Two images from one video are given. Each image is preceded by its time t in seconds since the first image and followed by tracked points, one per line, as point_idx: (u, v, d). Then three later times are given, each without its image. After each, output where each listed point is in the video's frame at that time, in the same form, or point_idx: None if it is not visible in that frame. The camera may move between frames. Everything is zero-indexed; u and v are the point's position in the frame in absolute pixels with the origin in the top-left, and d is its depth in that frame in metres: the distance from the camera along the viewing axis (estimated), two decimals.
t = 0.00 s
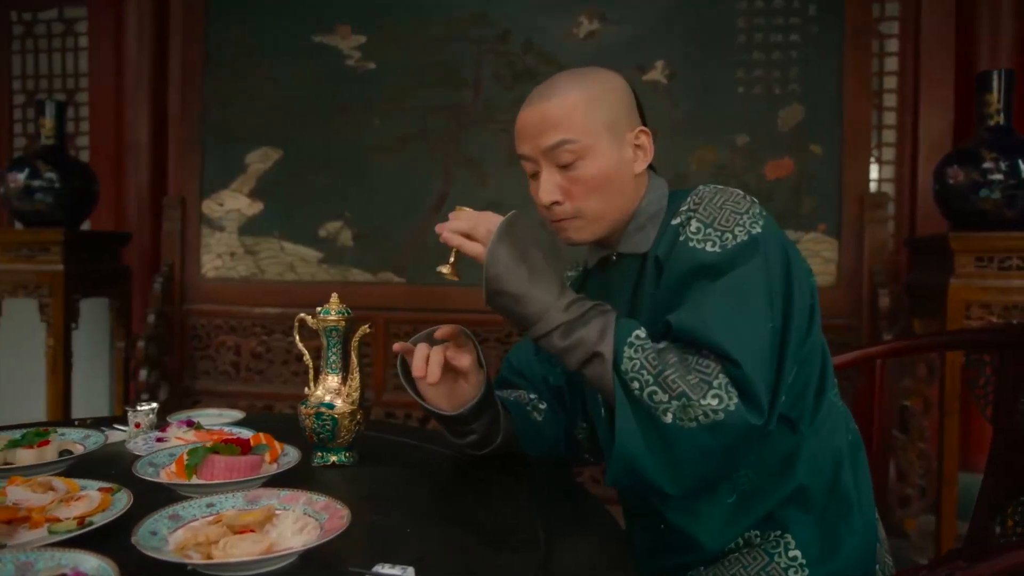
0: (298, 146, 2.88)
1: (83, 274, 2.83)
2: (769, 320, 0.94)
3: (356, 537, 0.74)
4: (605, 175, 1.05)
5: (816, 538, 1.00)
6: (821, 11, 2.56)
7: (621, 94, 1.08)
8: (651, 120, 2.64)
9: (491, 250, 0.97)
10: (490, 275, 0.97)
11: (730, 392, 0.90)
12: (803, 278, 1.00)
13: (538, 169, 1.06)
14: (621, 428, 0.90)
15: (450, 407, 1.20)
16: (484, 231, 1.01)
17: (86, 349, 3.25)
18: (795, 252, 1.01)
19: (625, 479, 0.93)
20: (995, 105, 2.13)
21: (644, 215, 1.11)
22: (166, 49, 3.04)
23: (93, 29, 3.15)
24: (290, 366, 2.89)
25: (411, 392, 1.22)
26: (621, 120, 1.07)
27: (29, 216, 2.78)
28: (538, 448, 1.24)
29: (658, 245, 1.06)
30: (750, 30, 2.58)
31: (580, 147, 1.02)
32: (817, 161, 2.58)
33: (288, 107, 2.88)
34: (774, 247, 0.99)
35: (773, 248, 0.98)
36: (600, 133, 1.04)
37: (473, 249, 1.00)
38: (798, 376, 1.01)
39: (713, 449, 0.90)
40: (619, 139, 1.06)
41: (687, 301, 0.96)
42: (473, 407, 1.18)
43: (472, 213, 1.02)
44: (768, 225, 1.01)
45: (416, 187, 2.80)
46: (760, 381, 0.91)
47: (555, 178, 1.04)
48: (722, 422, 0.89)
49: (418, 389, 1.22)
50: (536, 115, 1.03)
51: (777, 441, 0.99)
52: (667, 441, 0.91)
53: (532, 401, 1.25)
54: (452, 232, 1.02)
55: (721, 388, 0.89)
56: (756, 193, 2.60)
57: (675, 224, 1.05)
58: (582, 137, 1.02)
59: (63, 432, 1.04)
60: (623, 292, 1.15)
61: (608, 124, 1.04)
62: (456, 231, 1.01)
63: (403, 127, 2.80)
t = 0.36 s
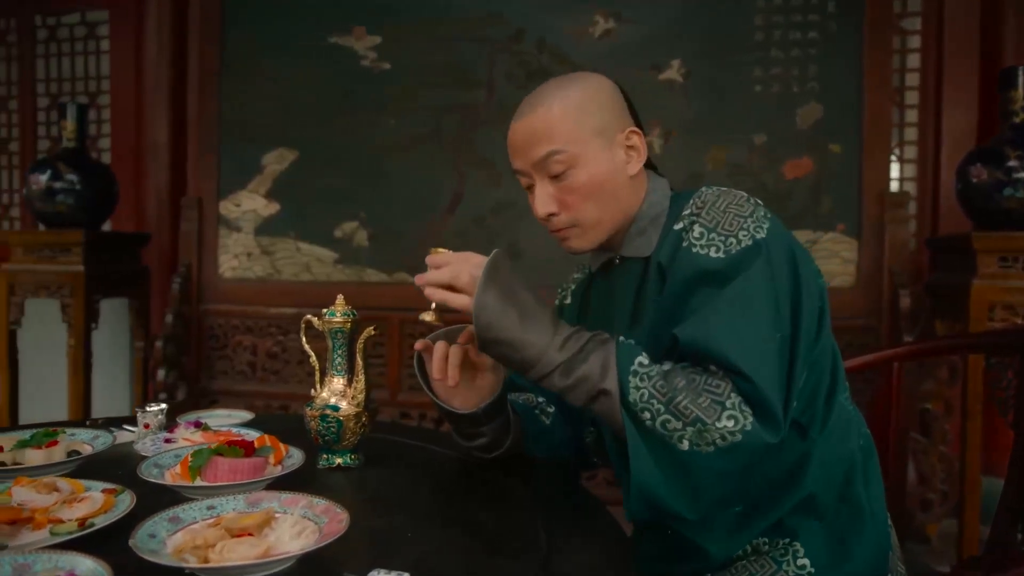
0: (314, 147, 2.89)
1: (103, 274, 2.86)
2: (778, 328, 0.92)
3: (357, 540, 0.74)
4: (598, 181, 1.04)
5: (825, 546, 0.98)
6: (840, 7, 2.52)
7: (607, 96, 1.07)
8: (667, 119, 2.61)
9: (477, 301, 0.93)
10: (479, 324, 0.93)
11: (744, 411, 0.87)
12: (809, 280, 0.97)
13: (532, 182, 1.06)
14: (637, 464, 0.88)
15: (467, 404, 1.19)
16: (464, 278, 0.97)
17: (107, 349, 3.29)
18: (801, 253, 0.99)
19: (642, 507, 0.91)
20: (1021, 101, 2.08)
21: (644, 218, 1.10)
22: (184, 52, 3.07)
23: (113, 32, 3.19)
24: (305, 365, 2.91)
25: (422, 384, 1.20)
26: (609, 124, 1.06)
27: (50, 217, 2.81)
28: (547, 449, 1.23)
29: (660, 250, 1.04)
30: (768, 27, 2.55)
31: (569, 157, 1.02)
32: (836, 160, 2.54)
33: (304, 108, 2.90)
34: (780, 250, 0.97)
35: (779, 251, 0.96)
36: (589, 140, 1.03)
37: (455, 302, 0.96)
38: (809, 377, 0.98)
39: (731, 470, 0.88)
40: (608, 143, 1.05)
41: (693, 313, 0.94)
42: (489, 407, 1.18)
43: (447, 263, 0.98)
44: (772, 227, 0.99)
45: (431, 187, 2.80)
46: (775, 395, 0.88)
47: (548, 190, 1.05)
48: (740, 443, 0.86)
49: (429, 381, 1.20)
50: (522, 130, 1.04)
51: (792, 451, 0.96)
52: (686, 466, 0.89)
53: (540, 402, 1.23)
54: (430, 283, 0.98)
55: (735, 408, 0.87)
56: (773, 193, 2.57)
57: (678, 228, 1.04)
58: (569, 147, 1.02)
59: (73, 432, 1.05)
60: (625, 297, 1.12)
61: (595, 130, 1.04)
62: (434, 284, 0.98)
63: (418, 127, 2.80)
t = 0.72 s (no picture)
0: (329, 148, 2.90)
1: (121, 275, 2.89)
2: (787, 335, 0.90)
3: (356, 546, 0.73)
4: (590, 190, 1.03)
5: (833, 553, 0.97)
6: (859, 4, 2.48)
7: (589, 102, 1.05)
8: (682, 119, 2.59)
9: (473, 340, 0.90)
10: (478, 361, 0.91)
11: (757, 426, 0.85)
12: (816, 282, 0.95)
13: (528, 201, 1.06)
14: (649, 486, 0.86)
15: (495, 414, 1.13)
16: (458, 316, 0.98)
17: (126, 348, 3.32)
18: (806, 255, 0.98)
19: (657, 531, 0.89)
20: None
21: (646, 222, 1.08)
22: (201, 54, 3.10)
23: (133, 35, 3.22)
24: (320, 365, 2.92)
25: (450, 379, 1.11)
26: (593, 130, 1.04)
27: (70, 218, 2.84)
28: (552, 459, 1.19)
29: (663, 256, 1.02)
30: (785, 25, 2.51)
31: (558, 171, 1.01)
32: (855, 159, 2.50)
33: (319, 109, 2.91)
34: (786, 255, 0.95)
35: (785, 255, 0.95)
36: (577, 151, 1.02)
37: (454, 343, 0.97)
38: (819, 381, 0.96)
39: (746, 487, 0.86)
40: (596, 151, 1.04)
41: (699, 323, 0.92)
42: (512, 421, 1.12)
43: (438, 304, 0.98)
44: (776, 230, 0.97)
45: (446, 188, 2.79)
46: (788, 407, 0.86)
47: (542, 206, 1.04)
48: (755, 460, 0.85)
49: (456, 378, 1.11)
50: (507, 149, 1.03)
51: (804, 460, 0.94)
52: (702, 486, 0.87)
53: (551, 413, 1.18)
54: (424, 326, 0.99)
55: (748, 425, 0.85)
56: (790, 192, 2.53)
57: (680, 234, 1.02)
58: (556, 160, 1.01)
59: (81, 433, 1.05)
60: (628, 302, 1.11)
61: (582, 139, 1.02)
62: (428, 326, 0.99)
63: (432, 128, 2.80)
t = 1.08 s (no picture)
0: (345, 149, 2.91)
1: (141, 276, 2.92)
2: (783, 347, 0.89)
3: (355, 550, 0.73)
4: (579, 190, 1.03)
5: (840, 566, 0.95)
6: None
7: (579, 105, 1.06)
8: (700, 118, 2.56)
9: (455, 375, 0.93)
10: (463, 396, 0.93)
11: (751, 446, 0.84)
12: (817, 290, 0.94)
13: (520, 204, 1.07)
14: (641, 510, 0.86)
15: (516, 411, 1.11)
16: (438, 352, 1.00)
17: (147, 348, 3.36)
18: (805, 260, 0.96)
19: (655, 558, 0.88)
20: None
21: (643, 226, 1.07)
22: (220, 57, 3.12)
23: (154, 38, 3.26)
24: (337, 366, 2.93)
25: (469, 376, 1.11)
26: (582, 131, 1.04)
27: (91, 220, 2.88)
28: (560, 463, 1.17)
29: (659, 265, 1.00)
30: (804, 22, 2.48)
31: (546, 171, 1.01)
32: (875, 158, 2.46)
33: (336, 110, 2.92)
34: (783, 261, 0.93)
35: (782, 262, 0.93)
36: (565, 152, 1.02)
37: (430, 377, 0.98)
38: (821, 390, 0.95)
39: (740, 506, 0.85)
40: (585, 152, 1.03)
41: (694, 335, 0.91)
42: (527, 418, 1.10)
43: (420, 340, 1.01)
44: (773, 236, 0.95)
45: (461, 188, 2.79)
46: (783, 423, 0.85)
47: (533, 208, 1.04)
48: (748, 480, 0.84)
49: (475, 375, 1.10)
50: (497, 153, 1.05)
51: (800, 466, 0.94)
52: (697, 508, 0.86)
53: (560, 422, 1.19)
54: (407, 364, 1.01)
55: (740, 445, 0.84)
56: (809, 192, 2.49)
57: (676, 241, 1.00)
58: (543, 161, 1.01)
59: (91, 434, 1.06)
60: (628, 309, 1.10)
61: (571, 140, 1.03)
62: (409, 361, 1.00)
63: (448, 129, 2.80)
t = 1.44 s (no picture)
0: (365, 149, 2.92)
1: (165, 275, 2.96)
2: (784, 356, 0.84)
3: (356, 553, 0.72)
4: (575, 189, 1.00)
5: None
6: None
7: (580, 105, 1.04)
8: (721, 116, 2.53)
9: (440, 409, 0.89)
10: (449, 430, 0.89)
11: (748, 465, 0.80)
12: (823, 294, 0.90)
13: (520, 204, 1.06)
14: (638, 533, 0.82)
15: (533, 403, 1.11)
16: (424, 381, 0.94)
17: (172, 347, 3.41)
18: (809, 263, 0.91)
19: None
20: None
21: (644, 228, 1.03)
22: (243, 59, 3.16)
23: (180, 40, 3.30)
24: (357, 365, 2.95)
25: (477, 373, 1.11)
26: (580, 130, 1.02)
27: (117, 220, 2.92)
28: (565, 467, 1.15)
29: (657, 270, 0.96)
30: (827, 17, 2.44)
31: (542, 170, 1.00)
32: (901, 155, 2.41)
33: (356, 111, 2.94)
34: (786, 265, 0.89)
35: (785, 266, 0.88)
36: (562, 151, 1.00)
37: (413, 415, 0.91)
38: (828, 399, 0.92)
39: (740, 527, 0.81)
40: (583, 151, 1.01)
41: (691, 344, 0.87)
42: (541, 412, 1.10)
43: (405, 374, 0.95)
44: (775, 238, 0.91)
45: (481, 188, 2.79)
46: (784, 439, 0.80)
47: (531, 208, 1.03)
48: (747, 501, 0.79)
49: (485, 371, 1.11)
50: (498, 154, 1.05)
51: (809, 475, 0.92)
52: (696, 529, 0.82)
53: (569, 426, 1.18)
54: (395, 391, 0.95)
55: (736, 463, 0.80)
56: (833, 190, 2.45)
57: (675, 245, 0.96)
58: (538, 160, 1.00)
59: (106, 432, 1.07)
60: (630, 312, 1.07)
61: (568, 140, 1.01)
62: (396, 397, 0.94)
63: (468, 129, 2.80)
